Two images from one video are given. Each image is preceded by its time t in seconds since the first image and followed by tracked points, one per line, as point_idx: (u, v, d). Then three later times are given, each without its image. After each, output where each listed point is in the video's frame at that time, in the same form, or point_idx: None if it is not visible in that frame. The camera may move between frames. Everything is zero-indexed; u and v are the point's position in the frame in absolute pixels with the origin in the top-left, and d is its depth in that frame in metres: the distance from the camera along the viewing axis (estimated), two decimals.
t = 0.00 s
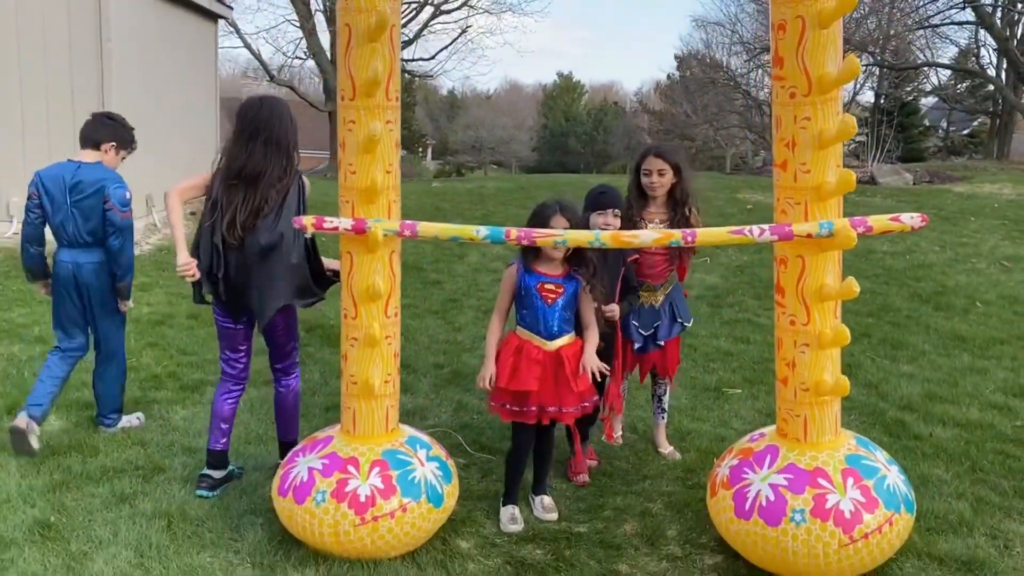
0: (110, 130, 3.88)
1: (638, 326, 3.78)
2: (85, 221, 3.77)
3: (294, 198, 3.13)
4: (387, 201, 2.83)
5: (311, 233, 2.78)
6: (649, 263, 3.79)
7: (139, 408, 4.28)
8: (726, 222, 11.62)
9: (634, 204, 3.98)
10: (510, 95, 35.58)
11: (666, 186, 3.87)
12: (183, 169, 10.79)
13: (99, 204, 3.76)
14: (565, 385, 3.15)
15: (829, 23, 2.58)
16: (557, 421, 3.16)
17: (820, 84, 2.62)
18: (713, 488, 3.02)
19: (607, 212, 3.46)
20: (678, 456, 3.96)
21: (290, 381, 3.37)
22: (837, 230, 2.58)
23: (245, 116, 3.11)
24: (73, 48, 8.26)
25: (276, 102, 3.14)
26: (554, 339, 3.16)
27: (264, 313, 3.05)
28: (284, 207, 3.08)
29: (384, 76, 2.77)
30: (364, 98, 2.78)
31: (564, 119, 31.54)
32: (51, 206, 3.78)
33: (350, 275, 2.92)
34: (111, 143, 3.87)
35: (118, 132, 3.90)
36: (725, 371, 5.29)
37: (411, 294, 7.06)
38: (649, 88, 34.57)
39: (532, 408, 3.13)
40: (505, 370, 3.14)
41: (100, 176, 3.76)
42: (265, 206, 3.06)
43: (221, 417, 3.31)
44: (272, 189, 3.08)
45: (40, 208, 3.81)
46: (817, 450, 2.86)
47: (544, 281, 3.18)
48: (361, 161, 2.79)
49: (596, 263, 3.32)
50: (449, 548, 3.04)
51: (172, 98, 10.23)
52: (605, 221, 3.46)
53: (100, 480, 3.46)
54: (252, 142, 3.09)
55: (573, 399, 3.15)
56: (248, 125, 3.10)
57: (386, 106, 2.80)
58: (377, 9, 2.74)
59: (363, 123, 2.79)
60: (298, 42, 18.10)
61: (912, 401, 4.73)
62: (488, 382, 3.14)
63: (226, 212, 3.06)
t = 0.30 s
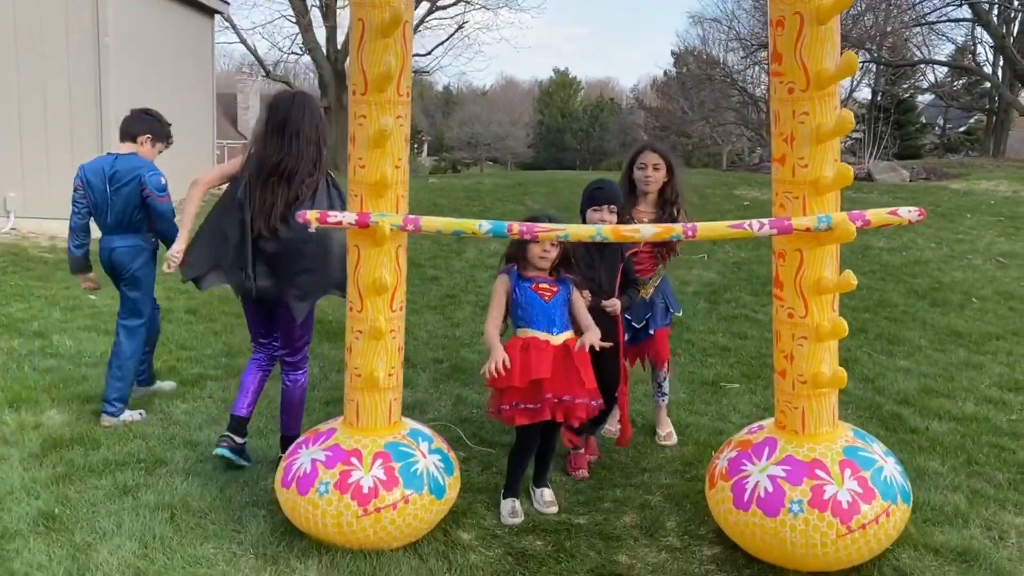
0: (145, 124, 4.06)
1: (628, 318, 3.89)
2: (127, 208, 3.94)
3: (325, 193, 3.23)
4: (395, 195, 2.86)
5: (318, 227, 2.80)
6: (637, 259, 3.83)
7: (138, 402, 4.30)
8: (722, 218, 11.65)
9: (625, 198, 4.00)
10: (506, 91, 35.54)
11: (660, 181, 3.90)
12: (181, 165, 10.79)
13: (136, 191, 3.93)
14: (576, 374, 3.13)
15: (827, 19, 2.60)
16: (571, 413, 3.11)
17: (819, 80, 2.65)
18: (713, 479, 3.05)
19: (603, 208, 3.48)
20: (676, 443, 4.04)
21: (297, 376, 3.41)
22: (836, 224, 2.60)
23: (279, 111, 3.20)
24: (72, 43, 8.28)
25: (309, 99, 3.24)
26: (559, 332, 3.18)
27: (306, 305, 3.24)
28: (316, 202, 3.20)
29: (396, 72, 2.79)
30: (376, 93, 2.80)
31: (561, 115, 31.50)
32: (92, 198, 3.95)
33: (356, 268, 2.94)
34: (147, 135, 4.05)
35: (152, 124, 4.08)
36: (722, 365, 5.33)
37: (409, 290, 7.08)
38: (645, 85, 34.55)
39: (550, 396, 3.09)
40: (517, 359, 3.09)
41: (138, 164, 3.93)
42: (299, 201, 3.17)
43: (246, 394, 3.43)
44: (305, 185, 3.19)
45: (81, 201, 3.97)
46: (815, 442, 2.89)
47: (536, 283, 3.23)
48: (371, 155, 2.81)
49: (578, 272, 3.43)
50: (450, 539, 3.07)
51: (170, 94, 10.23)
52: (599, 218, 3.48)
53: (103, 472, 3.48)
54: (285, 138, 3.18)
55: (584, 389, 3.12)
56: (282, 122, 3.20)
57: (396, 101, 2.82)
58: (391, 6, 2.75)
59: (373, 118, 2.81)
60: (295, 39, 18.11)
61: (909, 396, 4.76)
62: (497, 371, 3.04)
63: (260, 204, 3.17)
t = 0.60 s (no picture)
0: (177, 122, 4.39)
1: (634, 317, 3.88)
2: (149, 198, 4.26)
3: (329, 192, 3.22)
4: (387, 193, 2.87)
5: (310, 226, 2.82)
6: (641, 257, 3.88)
7: (136, 399, 4.32)
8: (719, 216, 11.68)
9: (632, 195, 4.02)
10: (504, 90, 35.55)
11: (667, 181, 3.92)
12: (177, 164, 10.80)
13: (157, 181, 4.24)
14: (570, 371, 3.11)
15: (817, 18, 2.63)
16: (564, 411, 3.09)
17: (809, 78, 2.67)
18: (706, 475, 3.07)
19: (598, 206, 3.51)
20: (673, 442, 4.05)
21: (296, 374, 3.44)
22: (826, 222, 2.63)
23: (293, 108, 3.22)
24: (69, 41, 8.29)
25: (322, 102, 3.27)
26: (554, 329, 3.17)
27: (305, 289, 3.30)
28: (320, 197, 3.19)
29: (386, 70, 2.81)
30: (366, 92, 2.82)
31: (558, 114, 31.51)
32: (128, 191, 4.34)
33: (349, 266, 2.96)
34: (179, 132, 4.38)
35: (184, 122, 4.40)
36: (718, 362, 5.36)
37: (406, 288, 7.10)
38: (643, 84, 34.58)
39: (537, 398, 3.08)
40: (519, 341, 3.10)
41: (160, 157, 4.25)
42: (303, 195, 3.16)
43: (255, 391, 3.50)
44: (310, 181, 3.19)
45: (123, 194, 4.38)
46: (807, 437, 2.91)
47: (529, 282, 3.25)
48: (362, 153, 2.83)
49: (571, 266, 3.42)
50: (446, 535, 3.10)
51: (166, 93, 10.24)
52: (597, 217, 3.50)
53: (100, 469, 3.49)
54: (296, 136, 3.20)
55: (578, 386, 3.10)
56: (294, 120, 3.21)
57: (387, 100, 2.85)
58: (379, 5, 2.77)
59: (364, 117, 2.83)
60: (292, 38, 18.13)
61: (903, 392, 4.79)
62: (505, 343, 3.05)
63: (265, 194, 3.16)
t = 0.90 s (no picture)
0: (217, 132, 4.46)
1: (632, 316, 3.91)
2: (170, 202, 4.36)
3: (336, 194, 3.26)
4: (372, 192, 2.88)
5: (296, 225, 2.83)
6: (644, 257, 3.88)
7: (127, 399, 4.33)
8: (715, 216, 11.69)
9: (638, 195, 4.05)
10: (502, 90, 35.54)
11: (672, 183, 3.93)
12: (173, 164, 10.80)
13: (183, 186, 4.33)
14: (587, 373, 3.08)
15: (798, 18, 2.64)
16: (590, 413, 3.05)
17: (790, 77, 2.68)
18: (692, 473, 3.08)
19: (579, 206, 3.52)
20: (662, 442, 4.06)
21: (280, 372, 3.44)
22: (808, 221, 2.64)
23: (290, 115, 3.21)
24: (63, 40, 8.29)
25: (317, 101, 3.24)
26: (563, 333, 3.14)
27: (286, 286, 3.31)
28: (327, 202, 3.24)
29: (370, 70, 2.82)
30: (350, 92, 2.83)
31: (557, 114, 31.48)
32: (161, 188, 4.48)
33: (335, 265, 2.96)
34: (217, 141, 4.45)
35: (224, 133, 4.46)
36: (710, 361, 5.37)
37: (400, 288, 7.11)
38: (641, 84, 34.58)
39: (565, 403, 3.05)
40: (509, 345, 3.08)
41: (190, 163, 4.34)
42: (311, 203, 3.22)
43: (240, 390, 3.52)
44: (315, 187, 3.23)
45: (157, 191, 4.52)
46: (792, 435, 2.92)
47: (530, 291, 3.21)
48: (346, 153, 2.84)
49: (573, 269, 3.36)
50: (433, 534, 3.11)
51: (162, 93, 10.25)
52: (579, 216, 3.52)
53: (90, 469, 3.50)
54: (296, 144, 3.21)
55: (598, 387, 3.07)
56: (293, 127, 3.21)
57: (371, 99, 2.85)
58: (362, 5, 2.78)
59: (349, 117, 2.84)
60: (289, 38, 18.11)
61: (893, 391, 4.80)
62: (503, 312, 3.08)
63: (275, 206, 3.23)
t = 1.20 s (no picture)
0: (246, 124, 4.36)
1: (620, 310, 3.93)
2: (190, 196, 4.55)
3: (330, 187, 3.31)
4: (355, 188, 2.91)
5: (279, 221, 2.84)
6: (635, 251, 3.88)
7: (116, 396, 4.35)
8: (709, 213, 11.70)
9: (633, 188, 4.07)
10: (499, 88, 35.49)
11: (665, 178, 3.94)
12: (167, 163, 10.79)
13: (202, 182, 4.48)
14: (555, 381, 3.06)
15: (777, 12, 2.66)
16: (553, 421, 3.02)
17: (770, 71, 2.70)
18: (675, 466, 3.10)
19: (546, 199, 3.54)
20: (649, 435, 4.08)
21: (269, 367, 3.46)
22: (787, 213, 2.65)
23: (281, 110, 3.20)
24: (55, 38, 8.29)
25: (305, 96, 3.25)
26: (535, 339, 3.13)
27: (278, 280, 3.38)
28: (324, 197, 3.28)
29: (353, 66, 2.84)
30: (332, 88, 2.84)
31: (554, 112, 31.42)
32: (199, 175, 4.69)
33: (319, 260, 2.98)
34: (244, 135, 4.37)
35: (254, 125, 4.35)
36: (698, 356, 5.39)
37: (392, 285, 7.12)
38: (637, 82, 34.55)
39: (527, 407, 3.02)
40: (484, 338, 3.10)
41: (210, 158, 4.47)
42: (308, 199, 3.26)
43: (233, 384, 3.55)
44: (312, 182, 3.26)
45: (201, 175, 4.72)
46: (774, 427, 2.95)
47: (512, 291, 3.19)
48: (329, 148, 2.86)
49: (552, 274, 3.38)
50: (417, 527, 3.13)
51: (155, 92, 10.25)
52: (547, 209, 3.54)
53: (77, 465, 3.52)
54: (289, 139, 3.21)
55: (566, 397, 3.04)
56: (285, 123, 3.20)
57: (354, 95, 2.87)
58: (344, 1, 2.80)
59: (332, 112, 2.86)
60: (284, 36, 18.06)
61: (880, 385, 4.82)
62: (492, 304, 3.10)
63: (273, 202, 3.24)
